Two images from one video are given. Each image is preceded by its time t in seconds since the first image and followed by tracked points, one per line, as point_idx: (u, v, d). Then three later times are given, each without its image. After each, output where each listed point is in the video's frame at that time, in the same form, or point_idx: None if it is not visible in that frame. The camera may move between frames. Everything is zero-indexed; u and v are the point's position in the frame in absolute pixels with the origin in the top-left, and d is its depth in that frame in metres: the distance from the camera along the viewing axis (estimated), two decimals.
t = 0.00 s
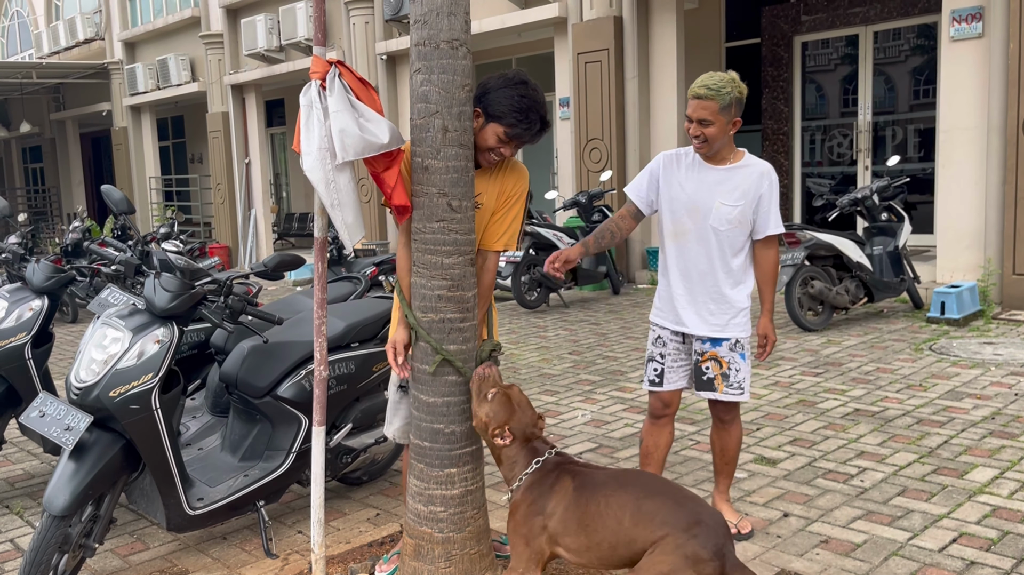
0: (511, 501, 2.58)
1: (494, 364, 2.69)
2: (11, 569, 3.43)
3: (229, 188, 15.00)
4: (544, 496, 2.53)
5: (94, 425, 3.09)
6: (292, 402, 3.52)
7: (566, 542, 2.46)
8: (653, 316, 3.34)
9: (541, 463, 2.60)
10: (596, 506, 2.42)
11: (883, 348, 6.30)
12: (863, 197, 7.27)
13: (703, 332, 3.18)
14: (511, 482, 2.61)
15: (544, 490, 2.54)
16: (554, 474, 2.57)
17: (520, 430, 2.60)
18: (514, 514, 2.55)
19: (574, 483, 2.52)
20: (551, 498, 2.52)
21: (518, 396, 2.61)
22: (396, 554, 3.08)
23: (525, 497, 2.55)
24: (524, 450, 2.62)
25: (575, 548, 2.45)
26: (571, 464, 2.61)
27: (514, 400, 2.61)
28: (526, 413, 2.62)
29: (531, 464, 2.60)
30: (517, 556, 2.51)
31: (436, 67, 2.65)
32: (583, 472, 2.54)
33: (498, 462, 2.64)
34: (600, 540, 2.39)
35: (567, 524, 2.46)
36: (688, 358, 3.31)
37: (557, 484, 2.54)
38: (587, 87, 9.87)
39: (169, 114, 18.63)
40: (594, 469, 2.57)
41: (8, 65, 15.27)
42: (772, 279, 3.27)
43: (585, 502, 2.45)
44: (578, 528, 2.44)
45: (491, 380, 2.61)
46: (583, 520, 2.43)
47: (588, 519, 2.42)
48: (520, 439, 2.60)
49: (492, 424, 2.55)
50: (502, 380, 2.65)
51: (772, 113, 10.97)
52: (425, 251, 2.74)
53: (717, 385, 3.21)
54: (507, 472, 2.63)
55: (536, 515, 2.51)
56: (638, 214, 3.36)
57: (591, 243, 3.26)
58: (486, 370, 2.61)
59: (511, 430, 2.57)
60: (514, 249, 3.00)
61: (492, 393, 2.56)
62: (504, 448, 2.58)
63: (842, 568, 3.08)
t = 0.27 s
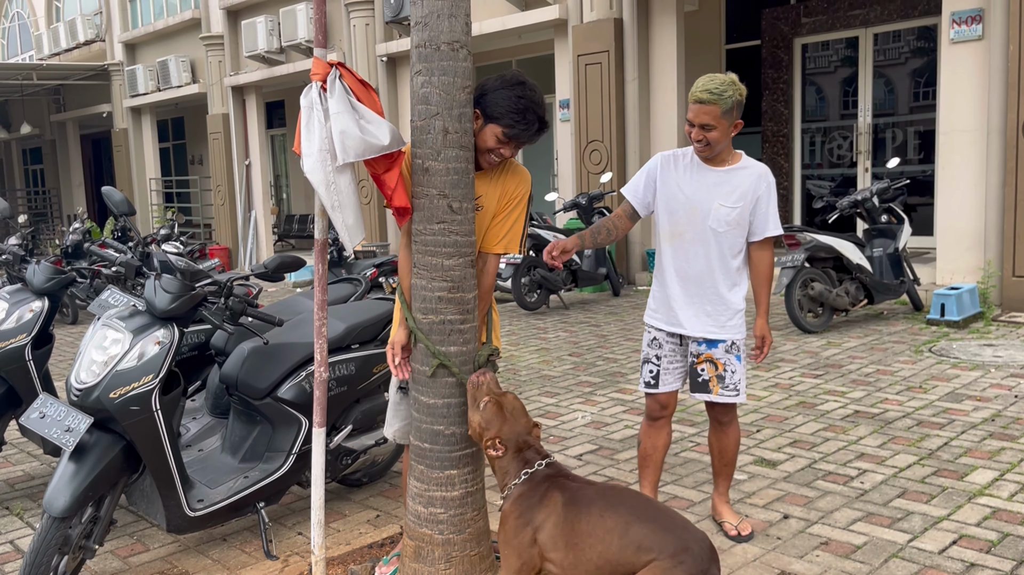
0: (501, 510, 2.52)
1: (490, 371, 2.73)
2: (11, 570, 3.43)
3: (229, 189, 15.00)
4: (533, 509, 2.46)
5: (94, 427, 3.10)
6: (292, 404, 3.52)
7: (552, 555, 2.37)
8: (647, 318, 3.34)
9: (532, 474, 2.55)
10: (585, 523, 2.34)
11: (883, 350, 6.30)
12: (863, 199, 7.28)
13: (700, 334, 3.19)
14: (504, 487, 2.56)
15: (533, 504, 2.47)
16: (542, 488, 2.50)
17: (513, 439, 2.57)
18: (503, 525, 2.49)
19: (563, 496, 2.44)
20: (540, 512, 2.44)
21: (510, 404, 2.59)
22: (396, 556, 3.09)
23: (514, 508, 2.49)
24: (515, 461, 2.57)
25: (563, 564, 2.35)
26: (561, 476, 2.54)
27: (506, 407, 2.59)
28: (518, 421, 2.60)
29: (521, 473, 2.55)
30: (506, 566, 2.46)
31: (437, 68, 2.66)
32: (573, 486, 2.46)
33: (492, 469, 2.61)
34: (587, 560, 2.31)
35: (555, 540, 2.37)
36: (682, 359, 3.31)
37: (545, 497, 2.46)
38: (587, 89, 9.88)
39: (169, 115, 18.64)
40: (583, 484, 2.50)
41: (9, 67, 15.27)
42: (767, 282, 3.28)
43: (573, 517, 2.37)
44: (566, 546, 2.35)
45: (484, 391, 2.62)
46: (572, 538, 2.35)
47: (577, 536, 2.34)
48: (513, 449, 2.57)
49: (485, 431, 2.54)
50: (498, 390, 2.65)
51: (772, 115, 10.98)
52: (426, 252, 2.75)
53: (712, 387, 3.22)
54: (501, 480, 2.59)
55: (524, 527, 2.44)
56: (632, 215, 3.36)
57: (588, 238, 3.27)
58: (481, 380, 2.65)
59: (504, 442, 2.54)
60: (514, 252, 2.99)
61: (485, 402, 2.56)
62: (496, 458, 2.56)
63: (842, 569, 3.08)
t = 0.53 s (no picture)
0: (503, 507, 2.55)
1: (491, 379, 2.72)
2: (11, 570, 3.43)
3: (229, 189, 15.00)
4: (537, 511, 2.48)
5: (94, 427, 3.10)
6: (292, 404, 3.52)
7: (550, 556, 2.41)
8: (644, 319, 3.31)
9: (537, 474, 2.55)
10: (586, 525, 2.36)
11: (883, 352, 6.30)
12: (863, 201, 7.29)
13: (698, 333, 3.19)
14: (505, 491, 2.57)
15: (537, 505, 2.49)
16: (548, 489, 2.52)
17: (515, 442, 2.57)
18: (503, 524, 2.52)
19: (569, 500, 2.46)
20: (544, 514, 2.47)
21: (513, 409, 2.59)
22: (396, 557, 3.09)
23: (517, 508, 2.52)
24: (518, 463, 2.57)
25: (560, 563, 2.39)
26: (568, 480, 2.56)
27: (509, 413, 2.59)
28: (521, 425, 2.60)
29: (524, 476, 2.55)
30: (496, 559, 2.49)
31: (438, 69, 2.66)
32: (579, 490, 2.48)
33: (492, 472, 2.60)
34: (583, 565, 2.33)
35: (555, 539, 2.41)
36: (679, 361, 3.31)
37: (549, 498, 2.49)
38: (587, 90, 9.88)
39: (169, 116, 18.65)
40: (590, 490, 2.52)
41: (10, 67, 15.28)
42: (766, 282, 3.26)
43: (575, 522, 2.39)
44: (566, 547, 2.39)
45: (485, 396, 2.62)
46: (571, 536, 2.38)
47: (575, 536, 2.37)
48: (515, 451, 2.57)
49: (487, 436, 2.54)
50: (498, 395, 2.65)
51: (772, 117, 10.98)
52: (426, 252, 2.75)
53: (707, 389, 3.24)
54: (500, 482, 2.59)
55: (527, 527, 2.47)
56: (638, 220, 3.35)
57: (592, 249, 3.26)
58: (481, 387, 2.64)
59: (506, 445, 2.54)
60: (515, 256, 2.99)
61: (488, 405, 2.55)
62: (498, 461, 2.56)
63: (841, 571, 3.08)
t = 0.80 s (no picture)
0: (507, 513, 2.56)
1: (492, 374, 2.73)
2: (10, 568, 3.43)
3: (230, 188, 14.99)
4: (541, 515, 2.50)
5: (94, 425, 3.10)
6: (294, 403, 3.53)
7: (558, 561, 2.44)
8: (649, 328, 3.31)
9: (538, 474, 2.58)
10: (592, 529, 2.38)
11: (883, 353, 6.30)
12: (863, 202, 7.31)
13: (704, 341, 3.17)
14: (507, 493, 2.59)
15: (541, 509, 2.51)
16: (551, 492, 2.54)
17: (513, 441, 2.59)
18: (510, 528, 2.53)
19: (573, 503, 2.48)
20: (547, 517, 2.49)
21: (512, 407, 2.61)
22: (396, 557, 3.09)
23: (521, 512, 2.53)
24: (516, 461, 2.59)
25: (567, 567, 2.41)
26: (570, 481, 2.58)
27: (508, 410, 2.60)
28: (520, 423, 2.61)
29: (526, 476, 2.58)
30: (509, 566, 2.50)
31: (439, 69, 2.66)
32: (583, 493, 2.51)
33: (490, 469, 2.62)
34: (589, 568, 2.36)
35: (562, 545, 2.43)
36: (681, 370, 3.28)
37: (553, 504, 2.51)
38: (588, 91, 9.87)
39: (170, 115, 18.66)
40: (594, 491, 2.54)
41: (11, 65, 15.28)
42: (776, 292, 3.21)
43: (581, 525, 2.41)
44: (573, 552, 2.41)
45: (486, 392, 2.63)
46: (579, 542, 2.40)
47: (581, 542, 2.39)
48: (512, 450, 2.59)
49: (485, 434, 2.56)
50: (498, 392, 2.67)
51: (773, 117, 10.98)
52: (427, 252, 2.75)
53: (712, 399, 3.20)
54: (501, 481, 2.61)
55: (534, 533, 2.49)
56: (639, 226, 3.35)
57: (590, 250, 3.26)
58: (483, 380, 2.65)
59: (503, 442, 2.57)
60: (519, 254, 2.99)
61: (488, 405, 2.57)
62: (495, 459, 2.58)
63: (841, 571, 3.08)
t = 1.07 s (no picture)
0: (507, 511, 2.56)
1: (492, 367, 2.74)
2: (11, 564, 3.43)
3: (231, 186, 14.99)
4: (541, 512, 2.50)
5: (95, 422, 3.10)
6: (295, 402, 3.53)
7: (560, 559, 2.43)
8: (648, 326, 3.32)
9: (538, 468, 2.57)
10: (595, 530, 2.38)
11: (884, 354, 6.29)
12: (865, 202, 7.30)
13: (703, 342, 3.18)
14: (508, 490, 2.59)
15: (542, 506, 2.50)
16: (552, 490, 2.52)
17: (514, 435, 2.60)
18: (510, 523, 2.53)
19: (573, 503, 2.47)
20: (548, 515, 2.48)
21: (513, 401, 2.63)
22: (396, 556, 3.09)
23: (521, 511, 2.52)
24: (517, 456, 2.60)
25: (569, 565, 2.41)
26: (573, 479, 2.56)
27: (510, 405, 2.63)
28: (520, 417, 2.63)
29: (527, 471, 2.57)
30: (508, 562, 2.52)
31: (442, 68, 2.66)
32: (584, 492, 2.49)
33: (492, 466, 2.63)
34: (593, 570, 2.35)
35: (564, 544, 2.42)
36: (680, 369, 3.28)
37: (554, 502, 2.50)
38: (590, 90, 9.87)
39: (172, 112, 18.66)
40: (596, 490, 2.52)
41: (13, 62, 15.28)
42: (774, 295, 3.22)
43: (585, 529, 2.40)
44: (575, 553, 2.40)
45: (487, 385, 2.64)
46: (581, 542, 2.39)
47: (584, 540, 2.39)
48: (514, 443, 2.60)
49: (487, 428, 2.57)
50: (499, 385, 2.68)
51: (775, 117, 10.99)
52: (429, 251, 2.75)
53: (709, 400, 3.21)
54: (503, 477, 2.61)
55: (534, 529, 2.49)
56: (644, 226, 3.33)
57: (594, 254, 3.24)
58: (484, 373, 2.66)
59: (505, 436, 2.59)
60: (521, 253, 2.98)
61: (490, 397, 2.59)
62: (497, 452, 2.59)
63: (841, 572, 3.08)
